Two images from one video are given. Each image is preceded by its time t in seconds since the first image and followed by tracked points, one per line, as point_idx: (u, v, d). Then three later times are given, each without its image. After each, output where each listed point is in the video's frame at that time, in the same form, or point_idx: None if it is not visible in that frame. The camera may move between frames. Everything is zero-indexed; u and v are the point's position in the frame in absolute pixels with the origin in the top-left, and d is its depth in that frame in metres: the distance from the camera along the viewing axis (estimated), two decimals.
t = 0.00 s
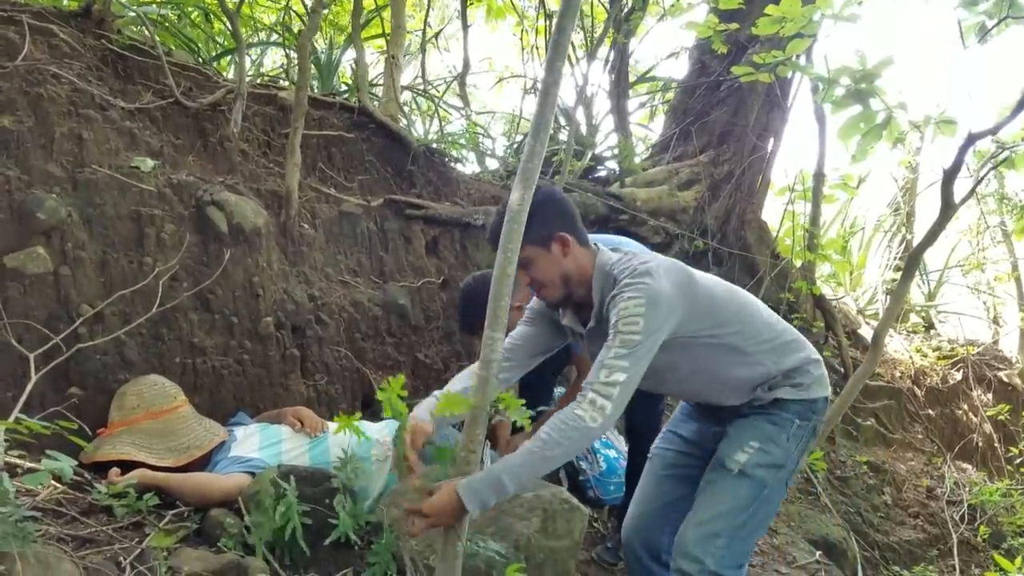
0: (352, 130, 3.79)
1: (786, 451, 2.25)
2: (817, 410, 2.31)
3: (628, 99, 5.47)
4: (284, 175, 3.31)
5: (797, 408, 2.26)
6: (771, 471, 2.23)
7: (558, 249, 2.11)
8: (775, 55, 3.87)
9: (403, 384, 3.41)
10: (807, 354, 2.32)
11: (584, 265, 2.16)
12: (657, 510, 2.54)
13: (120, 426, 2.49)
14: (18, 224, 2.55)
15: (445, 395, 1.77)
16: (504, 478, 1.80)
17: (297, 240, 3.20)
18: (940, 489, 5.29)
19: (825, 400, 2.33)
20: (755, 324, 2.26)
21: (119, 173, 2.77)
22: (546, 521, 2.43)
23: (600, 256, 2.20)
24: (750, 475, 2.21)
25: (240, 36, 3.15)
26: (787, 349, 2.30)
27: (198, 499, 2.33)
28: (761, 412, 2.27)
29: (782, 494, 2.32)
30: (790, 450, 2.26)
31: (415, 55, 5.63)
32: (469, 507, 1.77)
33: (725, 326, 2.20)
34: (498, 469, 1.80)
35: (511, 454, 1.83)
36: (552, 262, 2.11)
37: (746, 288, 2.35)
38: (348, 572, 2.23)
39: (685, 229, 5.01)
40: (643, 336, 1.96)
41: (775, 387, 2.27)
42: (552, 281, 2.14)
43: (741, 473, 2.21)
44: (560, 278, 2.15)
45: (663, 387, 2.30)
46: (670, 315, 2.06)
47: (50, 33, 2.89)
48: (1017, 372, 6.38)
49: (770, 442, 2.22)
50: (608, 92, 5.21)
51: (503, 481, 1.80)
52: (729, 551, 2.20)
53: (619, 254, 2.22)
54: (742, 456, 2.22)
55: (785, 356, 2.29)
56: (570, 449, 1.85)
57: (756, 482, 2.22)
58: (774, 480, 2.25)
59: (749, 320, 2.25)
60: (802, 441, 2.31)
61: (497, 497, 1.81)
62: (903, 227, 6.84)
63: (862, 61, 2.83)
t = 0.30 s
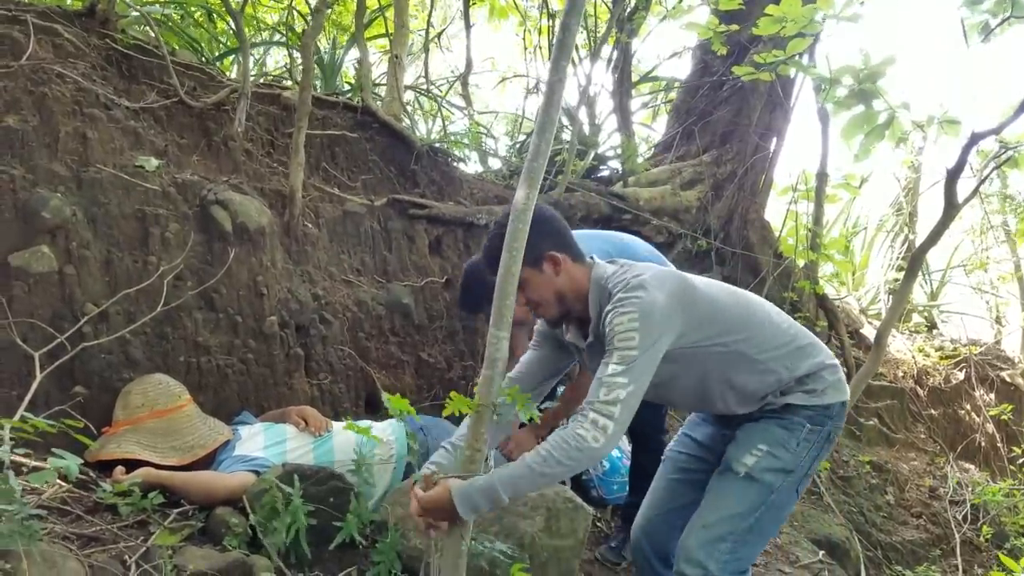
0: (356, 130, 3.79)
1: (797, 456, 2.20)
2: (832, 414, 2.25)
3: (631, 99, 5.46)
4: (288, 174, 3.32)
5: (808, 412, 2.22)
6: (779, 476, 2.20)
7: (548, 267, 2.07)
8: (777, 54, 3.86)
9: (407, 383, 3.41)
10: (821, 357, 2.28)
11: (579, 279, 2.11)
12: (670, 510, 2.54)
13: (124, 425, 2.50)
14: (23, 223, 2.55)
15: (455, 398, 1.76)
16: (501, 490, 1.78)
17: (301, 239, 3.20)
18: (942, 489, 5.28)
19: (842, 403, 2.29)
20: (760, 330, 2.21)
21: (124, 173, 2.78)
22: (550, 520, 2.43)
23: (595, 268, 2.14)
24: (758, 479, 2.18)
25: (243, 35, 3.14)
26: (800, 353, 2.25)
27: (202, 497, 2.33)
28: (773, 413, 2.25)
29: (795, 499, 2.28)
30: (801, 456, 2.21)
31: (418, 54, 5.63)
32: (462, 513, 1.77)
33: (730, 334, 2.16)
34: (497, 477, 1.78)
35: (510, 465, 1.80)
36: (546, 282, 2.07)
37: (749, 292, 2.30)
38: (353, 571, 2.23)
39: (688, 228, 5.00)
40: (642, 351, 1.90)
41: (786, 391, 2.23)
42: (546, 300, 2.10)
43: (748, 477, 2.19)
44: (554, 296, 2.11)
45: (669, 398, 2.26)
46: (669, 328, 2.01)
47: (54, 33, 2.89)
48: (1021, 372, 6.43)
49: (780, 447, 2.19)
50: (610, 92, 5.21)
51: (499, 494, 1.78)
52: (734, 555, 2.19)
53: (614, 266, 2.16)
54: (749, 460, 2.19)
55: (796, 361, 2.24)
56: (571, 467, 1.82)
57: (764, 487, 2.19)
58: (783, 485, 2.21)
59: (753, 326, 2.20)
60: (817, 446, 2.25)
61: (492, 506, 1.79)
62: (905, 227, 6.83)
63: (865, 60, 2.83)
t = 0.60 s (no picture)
0: (357, 128, 3.79)
1: (796, 451, 2.15)
2: (836, 408, 2.18)
3: (633, 96, 5.44)
4: (289, 172, 3.32)
5: (807, 406, 2.16)
6: (778, 472, 2.15)
7: (556, 243, 2.08)
8: (779, 52, 3.85)
9: (408, 381, 3.41)
10: (829, 348, 2.21)
11: (586, 256, 2.12)
12: (686, 507, 2.47)
13: (126, 423, 2.50)
14: (24, 221, 2.56)
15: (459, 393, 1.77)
16: (554, 486, 1.74)
17: (302, 237, 3.20)
18: (945, 486, 5.28)
19: (849, 398, 2.21)
20: (765, 316, 2.16)
21: (125, 171, 2.78)
22: (552, 518, 2.43)
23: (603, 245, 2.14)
24: (755, 476, 2.15)
25: (244, 33, 3.14)
26: (808, 342, 2.19)
27: (203, 495, 2.34)
28: (771, 408, 2.21)
29: (800, 497, 2.22)
30: (801, 452, 2.16)
31: (420, 53, 5.62)
32: (519, 512, 1.70)
33: (735, 319, 2.12)
34: (547, 471, 1.74)
35: (558, 459, 1.77)
36: (552, 257, 2.08)
37: (758, 277, 2.25)
38: (354, 569, 2.23)
39: (691, 226, 4.98)
40: (658, 336, 1.89)
41: (787, 383, 2.19)
42: (554, 275, 2.11)
43: (746, 474, 2.16)
44: (562, 272, 2.12)
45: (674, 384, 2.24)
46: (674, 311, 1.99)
47: (56, 31, 2.89)
48: None
49: (777, 443, 2.15)
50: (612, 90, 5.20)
51: (553, 490, 1.74)
52: (735, 554, 2.14)
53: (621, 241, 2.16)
54: (746, 456, 2.17)
55: (801, 350, 2.18)
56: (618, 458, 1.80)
57: (763, 484, 2.15)
58: (784, 482, 2.16)
59: (758, 312, 2.16)
60: (821, 442, 2.19)
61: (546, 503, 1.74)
62: (908, 225, 6.82)
63: (868, 58, 2.83)
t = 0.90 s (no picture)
0: (358, 122, 3.78)
1: (794, 446, 2.13)
2: (837, 405, 2.14)
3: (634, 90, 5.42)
4: (290, 167, 3.32)
5: (807, 402, 2.13)
6: (775, 466, 2.13)
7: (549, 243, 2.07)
8: (782, 45, 3.82)
9: (410, 375, 3.41)
10: (835, 345, 2.17)
11: (594, 244, 2.10)
12: (693, 498, 2.45)
13: (127, 417, 2.51)
14: (25, 216, 2.56)
15: (459, 387, 1.79)
16: (576, 471, 2.00)
17: (303, 232, 3.20)
18: (946, 481, 5.27)
19: (853, 396, 2.17)
20: (771, 309, 2.14)
21: (126, 165, 2.78)
22: (552, 511, 2.43)
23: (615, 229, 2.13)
24: (753, 470, 2.13)
25: (244, 27, 3.13)
26: (814, 337, 2.16)
27: (205, 489, 2.34)
28: (773, 402, 2.19)
29: (801, 492, 2.19)
30: (799, 447, 2.13)
31: (421, 46, 5.60)
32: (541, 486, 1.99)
33: (738, 311, 2.12)
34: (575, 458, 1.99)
35: (587, 446, 1.99)
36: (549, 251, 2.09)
37: (768, 268, 2.22)
38: (355, 563, 2.24)
39: (692, 221, 4.97)
40: (671, 335, 1.94)
41: (790, 377, 2.16)
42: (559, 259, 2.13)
43: (744, 468, 2.15)
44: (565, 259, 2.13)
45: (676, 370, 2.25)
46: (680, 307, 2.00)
47: (57, 26, 2.89)
48: None
49: (775, 437, 2.13)
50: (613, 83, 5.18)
51: (574, 473, 2.00)
52: (731, 547, 2.13)
53: (632, 228, 2.13)
54: (743, 450, 2.15)
55: (806, 344, 2.15)
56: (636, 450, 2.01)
57: (760, 478, 2.13)
58: (783, 477, 2.14)
59: (765, 305, 2.14)
60: (822, 438, 2.16)
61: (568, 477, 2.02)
62: (911, 219, 6.82)
63: (870, 52, 2.82)
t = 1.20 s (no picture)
0: (360, 116, 3.77)
1: (796, 438, 2.13)
2: (840, 396, 2.12)
3: (637, 84, 5.40)
4: (292, 161, 3.31)
5: (808, 394, 2.13)
6: (777, 459, 2.13)
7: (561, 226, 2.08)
8: (785, 38, 3.79)
9: (412, 369, 3.41)
10: (837, 337, 2.16)
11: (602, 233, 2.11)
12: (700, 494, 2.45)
13: (130, 411, 2.52)
14: (27, 211, 2.57)
15: (461, 381, 1.80)
16: (611, 464, 1.98)
17: (305, 226, 3.20)
18: (949, 475, 5.27)
19: (857, 389, 2.15)
20: (774, 300, 2.14)
21: (128, 160, 2.78)
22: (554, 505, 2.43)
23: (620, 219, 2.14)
24: (755, 463, 2.13)
25: (245, 21, 3.12)
26: (817, 329, 2.15)
27: (207, 483, 2.35)
28: (775, 395, 2.19)
29: (805, 486, 2.17)
30: (801, 439, 2.13)
31: (423, 40, 5.59)
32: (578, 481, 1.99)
33: (742, 301, 2.12)
34: (603, 449, 1.99)
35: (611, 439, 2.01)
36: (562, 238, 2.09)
37: (770, 260, 2.22)
38: (357, 556, 2.24)
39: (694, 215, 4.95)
40: (677, 323, 1.94)
41: (792, 369, 2.16)
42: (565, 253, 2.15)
43: (746, 461, 2.15)
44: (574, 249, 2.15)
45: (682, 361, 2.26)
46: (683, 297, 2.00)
47: (58, 20, 2.89)
48: None
49: (776, 430, 2.13)
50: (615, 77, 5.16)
51: (610, 467, 1.99)
52: (736, 541, 2.12)
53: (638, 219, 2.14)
54: (746, 443, 2.16)
55: (808, 336, 2.15)
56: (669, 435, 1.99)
57: (763, 471, 2.13)
58: (786, 470, 2.13)
59: (767, 296, 2.14)
60: (825, 431, 2.15)
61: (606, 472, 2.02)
62: (914, 213, 6.83)
63: (873, 46, 2.81)
